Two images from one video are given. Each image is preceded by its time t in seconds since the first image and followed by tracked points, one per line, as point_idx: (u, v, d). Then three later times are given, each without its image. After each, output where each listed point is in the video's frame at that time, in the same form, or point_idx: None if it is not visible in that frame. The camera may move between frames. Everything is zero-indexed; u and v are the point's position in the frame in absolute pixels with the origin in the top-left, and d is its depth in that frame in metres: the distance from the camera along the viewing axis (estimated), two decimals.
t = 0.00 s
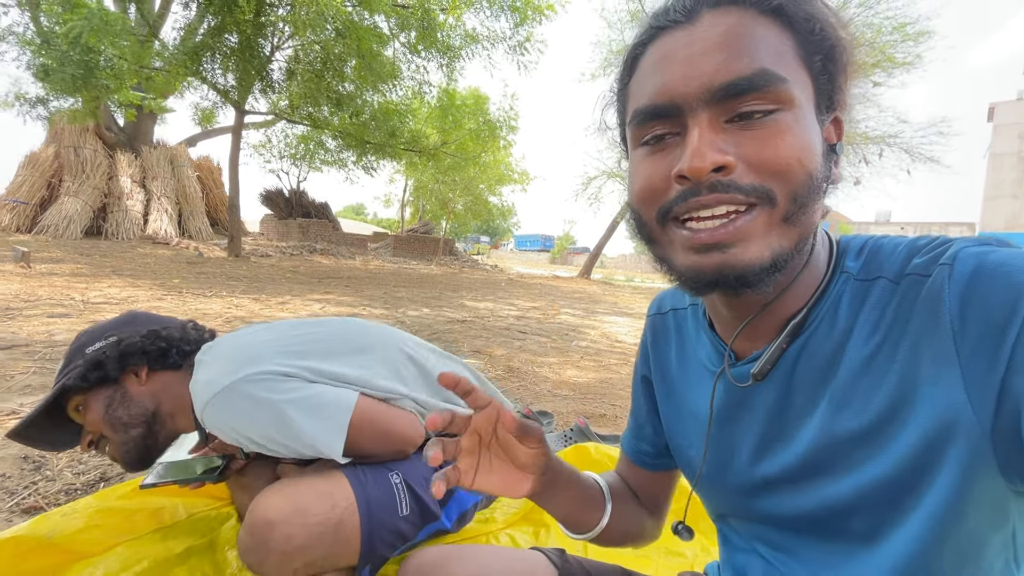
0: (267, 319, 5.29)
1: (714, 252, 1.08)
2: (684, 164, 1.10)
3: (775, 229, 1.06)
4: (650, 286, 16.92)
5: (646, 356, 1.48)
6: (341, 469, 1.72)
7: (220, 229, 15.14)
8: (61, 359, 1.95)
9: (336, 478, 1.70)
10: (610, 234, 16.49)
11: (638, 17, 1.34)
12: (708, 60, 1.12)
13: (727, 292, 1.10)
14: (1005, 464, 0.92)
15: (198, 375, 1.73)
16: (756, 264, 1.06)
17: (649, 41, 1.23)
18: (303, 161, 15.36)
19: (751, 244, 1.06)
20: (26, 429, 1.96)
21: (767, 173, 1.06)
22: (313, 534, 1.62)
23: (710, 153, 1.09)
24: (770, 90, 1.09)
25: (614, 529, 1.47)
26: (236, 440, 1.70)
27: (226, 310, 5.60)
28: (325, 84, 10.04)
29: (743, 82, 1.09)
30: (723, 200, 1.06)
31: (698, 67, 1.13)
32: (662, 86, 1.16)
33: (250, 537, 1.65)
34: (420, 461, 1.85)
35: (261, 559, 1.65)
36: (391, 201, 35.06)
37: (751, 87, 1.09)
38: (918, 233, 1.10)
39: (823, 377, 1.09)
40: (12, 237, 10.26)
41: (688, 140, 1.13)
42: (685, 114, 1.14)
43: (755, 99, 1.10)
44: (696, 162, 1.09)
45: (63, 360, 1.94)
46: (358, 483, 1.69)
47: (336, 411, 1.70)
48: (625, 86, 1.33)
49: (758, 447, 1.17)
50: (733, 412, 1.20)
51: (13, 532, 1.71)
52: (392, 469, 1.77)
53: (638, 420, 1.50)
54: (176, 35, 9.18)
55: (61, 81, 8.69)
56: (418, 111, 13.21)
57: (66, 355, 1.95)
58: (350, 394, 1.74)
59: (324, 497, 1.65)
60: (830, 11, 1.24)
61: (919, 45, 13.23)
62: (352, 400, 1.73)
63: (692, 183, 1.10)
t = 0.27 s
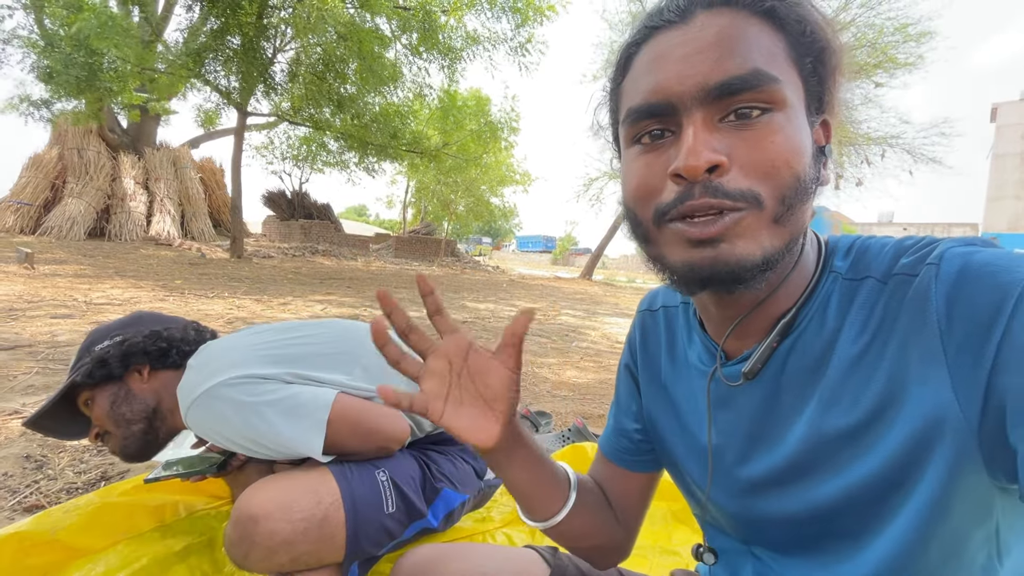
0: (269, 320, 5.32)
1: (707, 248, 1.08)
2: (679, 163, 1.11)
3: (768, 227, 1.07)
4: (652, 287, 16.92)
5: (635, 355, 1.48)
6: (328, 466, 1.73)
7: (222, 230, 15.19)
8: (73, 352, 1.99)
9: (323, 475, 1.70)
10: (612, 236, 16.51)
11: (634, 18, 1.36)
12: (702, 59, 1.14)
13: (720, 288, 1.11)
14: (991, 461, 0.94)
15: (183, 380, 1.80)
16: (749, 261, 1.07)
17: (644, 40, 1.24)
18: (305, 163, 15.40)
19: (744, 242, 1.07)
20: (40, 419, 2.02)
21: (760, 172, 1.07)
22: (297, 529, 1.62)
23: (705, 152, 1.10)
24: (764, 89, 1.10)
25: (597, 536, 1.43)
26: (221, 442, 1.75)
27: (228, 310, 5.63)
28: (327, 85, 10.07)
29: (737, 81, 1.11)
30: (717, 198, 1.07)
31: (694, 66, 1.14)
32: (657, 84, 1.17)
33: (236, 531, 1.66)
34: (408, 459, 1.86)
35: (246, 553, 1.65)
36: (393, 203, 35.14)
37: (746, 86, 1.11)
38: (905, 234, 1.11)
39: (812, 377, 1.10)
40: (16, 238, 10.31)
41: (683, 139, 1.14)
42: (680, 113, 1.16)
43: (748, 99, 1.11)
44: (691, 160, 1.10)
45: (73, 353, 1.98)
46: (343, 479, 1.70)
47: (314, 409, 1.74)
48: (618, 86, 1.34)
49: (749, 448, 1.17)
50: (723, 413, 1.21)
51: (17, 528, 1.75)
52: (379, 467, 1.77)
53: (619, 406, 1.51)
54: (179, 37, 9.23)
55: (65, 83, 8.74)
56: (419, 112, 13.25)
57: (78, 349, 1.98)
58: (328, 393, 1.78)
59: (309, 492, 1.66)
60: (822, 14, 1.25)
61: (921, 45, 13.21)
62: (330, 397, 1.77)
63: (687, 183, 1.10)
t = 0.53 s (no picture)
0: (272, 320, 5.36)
1: (712, 255, 1.10)
2: (683, 167, 1.12)
3: (772, 233, 1.09)
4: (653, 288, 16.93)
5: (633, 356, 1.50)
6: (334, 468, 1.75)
7: (225, 231, 15.25)
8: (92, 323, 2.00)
9: (326, 476, 1.73)
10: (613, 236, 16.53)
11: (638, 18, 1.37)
12: (709, 62, 1.15)
13: (724, 295, 1.12)
14: (989, 461, 0.94)
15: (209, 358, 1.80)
16: (753, 268, 1.09)
17: (649, 41, 1.26)
18: (308, 164, 15.45)
19: (748, 248, 1.08)
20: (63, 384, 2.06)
21: (764, 177, 1.09)
22: (299, 530, 1.63)
23: (709, 156, 1.11)
24: (768, 94, 1.12)
25: (593, 517, 1.48)
26: (240, 418, 1.78)
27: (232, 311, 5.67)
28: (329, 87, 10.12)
29: (741, 85, 1.13)
30: (721, 204, 1.08)
31: (698, 68, 1.16)
32: (660, 87, 1.19)
33: (237, 530, 1.66)
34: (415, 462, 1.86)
35: (248, 552, 1.65)
36: (395, 204, 35.22)
37: (750, 90, 1.12)
38: (903, 235, 1.13)
39: (810, 378, 1.12)
40: (21, 239, 10.37)
41: (687, 143, 1.16)
42: (684, 116, 1.17)
43: (753, 103, 1.13)
44: (695, 164, 1.11)
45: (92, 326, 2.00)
46: (347, 482, 1.72)
47: (337, 401, 1.74)
48: (620, 87, 1.36)
49: (748, 448, 1.19)
50: (723, 413, 1.23)
51: (27, 525, 1.77)
52: (383, 470, 1.78)
53: (619, 411, 1.53)
54: (182, 39, 9.27)
55: (70, 85, 8.79)
56: (422, 113, 13.28)
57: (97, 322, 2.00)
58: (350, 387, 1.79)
59: (311, 494, 1.68)
60: (825, 17, 1.27)
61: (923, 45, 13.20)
62: (353, 392, 1.77)
63: (691, 186, 1.12)
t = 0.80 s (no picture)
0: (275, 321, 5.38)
1: (712, 252, 1.11)
2: (686, 162, 1.13)
3: (775, 228, 1.10)
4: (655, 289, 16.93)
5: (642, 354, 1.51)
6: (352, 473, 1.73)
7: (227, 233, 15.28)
8: (189, 216, 1.91)
9: (342, 481, 1.70)
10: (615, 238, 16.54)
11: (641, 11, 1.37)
12: (714, 56, 1.16)
13: (724, 290, 1.13)
14: (993, 459, 0.94)
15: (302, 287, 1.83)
16: (755, 264, 1.10)
17: (653, 34, 1.26)
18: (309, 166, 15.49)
19: (751, 243, 1.09)
20: (130, 262, 1.94)
21: (767, 172, 1.09)
22: (311, 534, 1.63)
23: (712, 152, 1.12)
24: (773, 89, 1.13)
25: (627, 505, 1.49)
26: (309, 356, 1.76)
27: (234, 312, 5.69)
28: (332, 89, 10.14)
29: (745, 80, 1.13)
30: (724, 200, 1.09)
31: (701, 63, 1.16)
32: (662, 83, 1.19)
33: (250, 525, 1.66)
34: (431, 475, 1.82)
35: (260, 547, 1.66)
36: (396, 206, 35.28)
37: (754, 85, 1.13)
38: (908, 231, 1.14)
39: (815, 375, 1.12)
40: (25, 241, 10.41)
41: (689, 139, 1.17)
42: (686, 112, 1.18)
43: (756, 98, 1.14)
44: (698, 161, 1.12)
45: (193, 218, 1.90)
46: (363, 490, 1.70)
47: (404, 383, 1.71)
48: (622, 82, 1.37)
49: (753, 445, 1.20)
50: (729, 409, 1.24)
51: (34, 520, 1.79)
52: (400, 482, 1.75)
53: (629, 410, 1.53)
54: (185, 42, 9.31)
55: (73, 88, 8.82)
56: (423, 115, 13.30)
57: (196, 217, 1.91)
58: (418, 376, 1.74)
59: (326, 500, 1.66)
60: (830, 11, 1.28)
61: (923, 47, 13.21)
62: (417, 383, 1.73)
63: (692, 182, 1.13)
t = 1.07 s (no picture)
0: (276, 320, 5.39)
1: (707, 246, 1.12)
2: (680, 158, 1.13)
3: (770, 221, 1.10)
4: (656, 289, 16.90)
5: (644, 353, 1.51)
6: (380, 476, 1.71)
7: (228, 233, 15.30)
8: (363, 149, 2.23)
9: (371, 482, 1.69)
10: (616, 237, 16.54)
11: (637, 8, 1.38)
12: (707, 52, 1.16)
13: (721, 283, 1.14)
14: (993, 451, 0.95)
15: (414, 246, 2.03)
16: (749, 257, 1.10)
17: (648, 31, 1.26)
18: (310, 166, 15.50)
19: (745, 237, 1.10)
20: (301, 152, 2.24)
21: (762, 167, 1.09)
22: (340, 534, 1.62)
23: (706, 147, 1.12)
24: (768, 84, 1.13)
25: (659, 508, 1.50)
26: (422, 311, 1.87)
27: (235, 311, 5.70)
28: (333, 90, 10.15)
29: (740, 76, 1.13)
30: (719, 193, 1.09)
31: (697, 59, 1.16)
32: (659, 78, 1.19)
33: (277, 523, 1.65)
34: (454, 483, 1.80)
35: (288, 544, 1.64)
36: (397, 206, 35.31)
37: (749, 80, 1.13)
38: (907, 225, 1.14)
39: (814, 370, 1.12)
40: (27, 241, 10.43)
41: (685, 134, 1.17)
42: (681, 108, 1.18)
43: (752, 93, 1.13)
44: (692, 156, 1.12)
45: (367, 152, 2.22)
46: (390, 494, 1.68)
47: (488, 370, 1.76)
48: (621, 78, 1.37)
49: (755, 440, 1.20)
50: (730, 406, 1.24)
51: (37, 511, 1.80)
52: (424, 488, 1.73)
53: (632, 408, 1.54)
54: (186, 43, 9.32)
55: (75, 89, 8.84)
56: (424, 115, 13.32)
57: (368, 152, 2.22)
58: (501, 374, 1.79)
59: (356, 500, 1.64)
60: (829, 7, 1.28)
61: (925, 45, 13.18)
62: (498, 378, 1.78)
63: (687, 177, 1.13)
